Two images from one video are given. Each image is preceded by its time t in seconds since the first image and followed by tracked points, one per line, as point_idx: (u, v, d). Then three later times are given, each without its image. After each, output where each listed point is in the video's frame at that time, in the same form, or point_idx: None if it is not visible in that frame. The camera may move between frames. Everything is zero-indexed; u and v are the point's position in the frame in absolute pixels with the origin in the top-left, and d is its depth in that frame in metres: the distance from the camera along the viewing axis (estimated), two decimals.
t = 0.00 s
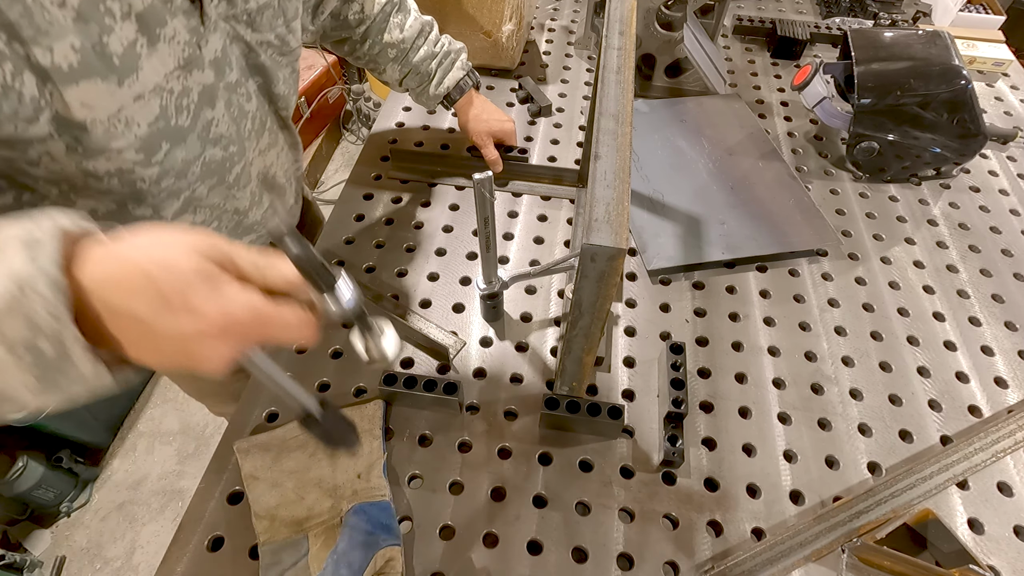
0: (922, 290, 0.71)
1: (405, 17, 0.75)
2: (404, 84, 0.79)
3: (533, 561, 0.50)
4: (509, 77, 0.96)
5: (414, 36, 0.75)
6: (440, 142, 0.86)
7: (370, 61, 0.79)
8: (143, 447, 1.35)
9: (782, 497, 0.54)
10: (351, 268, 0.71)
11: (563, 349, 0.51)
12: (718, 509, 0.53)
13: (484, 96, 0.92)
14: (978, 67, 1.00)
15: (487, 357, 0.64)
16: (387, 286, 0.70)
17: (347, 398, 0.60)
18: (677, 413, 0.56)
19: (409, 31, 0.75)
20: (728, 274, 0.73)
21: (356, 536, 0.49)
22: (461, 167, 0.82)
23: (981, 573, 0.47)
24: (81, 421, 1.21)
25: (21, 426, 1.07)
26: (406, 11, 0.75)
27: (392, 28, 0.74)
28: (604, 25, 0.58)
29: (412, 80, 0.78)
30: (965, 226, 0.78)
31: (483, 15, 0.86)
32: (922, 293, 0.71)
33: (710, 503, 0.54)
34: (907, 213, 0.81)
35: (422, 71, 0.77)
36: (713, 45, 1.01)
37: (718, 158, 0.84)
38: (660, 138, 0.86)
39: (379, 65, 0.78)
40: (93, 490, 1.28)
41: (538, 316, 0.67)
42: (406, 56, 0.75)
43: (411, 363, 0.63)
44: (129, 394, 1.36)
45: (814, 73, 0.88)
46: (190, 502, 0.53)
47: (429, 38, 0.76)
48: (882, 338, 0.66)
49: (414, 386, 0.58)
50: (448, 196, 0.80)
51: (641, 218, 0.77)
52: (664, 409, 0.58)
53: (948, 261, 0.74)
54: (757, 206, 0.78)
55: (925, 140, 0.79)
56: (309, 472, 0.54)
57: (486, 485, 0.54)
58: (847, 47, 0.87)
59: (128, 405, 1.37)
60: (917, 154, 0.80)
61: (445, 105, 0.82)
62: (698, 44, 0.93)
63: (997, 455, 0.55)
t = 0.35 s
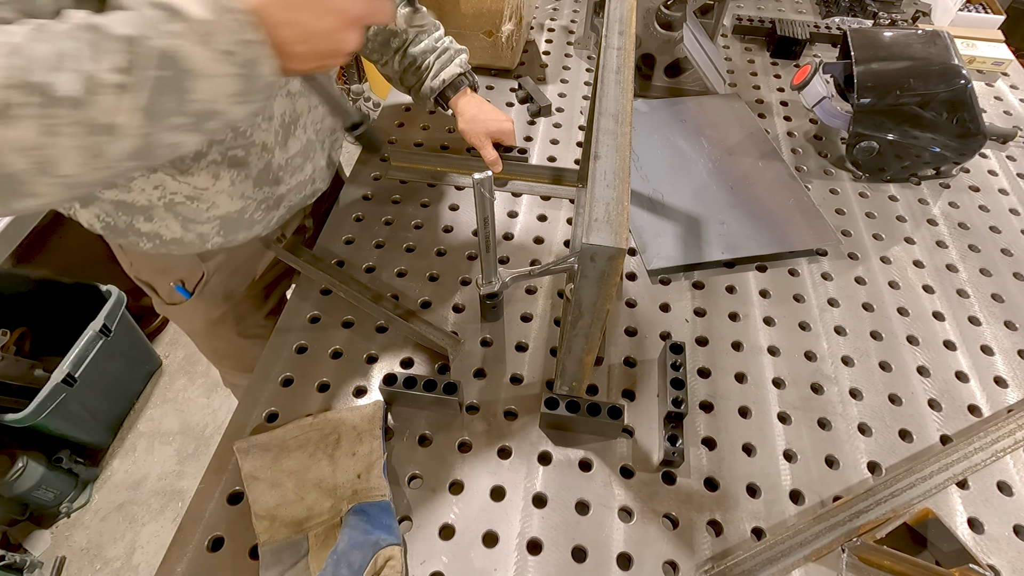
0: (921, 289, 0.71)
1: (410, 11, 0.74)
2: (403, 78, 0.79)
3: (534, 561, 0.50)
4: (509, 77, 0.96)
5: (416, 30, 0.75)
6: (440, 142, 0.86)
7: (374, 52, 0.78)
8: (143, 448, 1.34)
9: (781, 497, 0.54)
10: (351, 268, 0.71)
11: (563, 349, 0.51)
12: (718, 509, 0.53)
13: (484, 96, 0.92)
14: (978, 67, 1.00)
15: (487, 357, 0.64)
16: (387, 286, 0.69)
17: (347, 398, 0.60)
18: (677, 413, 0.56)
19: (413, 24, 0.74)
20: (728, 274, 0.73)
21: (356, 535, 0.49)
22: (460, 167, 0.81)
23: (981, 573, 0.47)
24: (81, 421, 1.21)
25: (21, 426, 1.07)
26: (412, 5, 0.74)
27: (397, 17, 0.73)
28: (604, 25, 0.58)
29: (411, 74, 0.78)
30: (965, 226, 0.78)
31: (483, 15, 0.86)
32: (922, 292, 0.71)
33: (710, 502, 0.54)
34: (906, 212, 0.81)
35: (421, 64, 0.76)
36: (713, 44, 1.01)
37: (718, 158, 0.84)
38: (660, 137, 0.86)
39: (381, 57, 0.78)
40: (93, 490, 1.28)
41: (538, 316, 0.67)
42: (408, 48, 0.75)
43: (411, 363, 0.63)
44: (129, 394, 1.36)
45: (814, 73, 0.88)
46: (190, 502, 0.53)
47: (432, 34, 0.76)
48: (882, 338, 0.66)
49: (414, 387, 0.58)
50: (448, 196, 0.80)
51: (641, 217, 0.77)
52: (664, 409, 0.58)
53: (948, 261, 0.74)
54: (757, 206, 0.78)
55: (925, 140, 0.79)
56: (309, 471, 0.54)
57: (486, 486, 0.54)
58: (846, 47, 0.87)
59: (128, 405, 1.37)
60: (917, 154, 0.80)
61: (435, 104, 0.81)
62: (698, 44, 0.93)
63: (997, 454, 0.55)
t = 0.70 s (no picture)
0: (921, 289, 0.71)
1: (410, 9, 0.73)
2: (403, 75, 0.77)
3: (534, 561, 0.50)
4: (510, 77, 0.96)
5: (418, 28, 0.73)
6: (440, 143, 0.86)
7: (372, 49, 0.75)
8: (143, 447, 1.34)
9: (781, 497, 0.54)
10: (351, 267, 0.71)
11: (563, 349, 0.51)
12: (718, 509, 0.53)
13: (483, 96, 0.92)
14: (977, 67, 1.00)
15: (487, 357, 0.64)
16: (387, 286, 0.69)
17: (347, 398, 0.60)
18: (677, 413, 0.56)
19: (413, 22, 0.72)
20: (728, 274, 0.73)
21: (355, 535, 0.49)
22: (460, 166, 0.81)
23: (980, 573, 0.47)
24: (81, 420, 1.20)
25: (21, 425, 1.06)
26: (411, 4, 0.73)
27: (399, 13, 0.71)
28: (604, 25, 0.58)
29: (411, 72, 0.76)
30: (965, 226, 0.78)
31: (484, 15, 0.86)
32: (922, 293, 0.71)
33: (710, 502, 0.54)
34: (906, 212, 0.81)
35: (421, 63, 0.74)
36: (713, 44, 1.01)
37: (717, 158, 0.84)
38: (660, 137, 0.86)
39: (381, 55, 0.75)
40: (93, 490, 1.28)
41: (538, 316, 0.67)
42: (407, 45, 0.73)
43: (411, 363, 0.63)
44: (129, 393, 1.36)
45: (814, 73, 0.88)
46: (190, 501, 0.53)
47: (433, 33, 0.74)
48: (882, 338, 0.66)
49: (414, 387, 0.58)
50: (448, 196, 0.80)
51: (641, 217, 0.77)
52: (664, 409, 0.58)
53: (948, 261, 0.74)
54: (757, 206, 0.78)
55: (925, 139, 0.79)
56: (309, 472, 0.54)
57: (486, 486, 0.54)
58: (846, 47, 0.87)
59: (128, 404, 1.37)
60: (917, 154, 0.80)
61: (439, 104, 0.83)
62: (698, 44, 0.93)
63: (997, 454, 0.55)
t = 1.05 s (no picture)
0: (921, 289, 0.71)
1: (410, 9, 0.72)
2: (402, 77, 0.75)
3: (533, 561, 0.50)
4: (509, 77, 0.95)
5: (415, 28, 0.71)
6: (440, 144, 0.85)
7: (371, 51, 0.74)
8: (143, 448, 1.34)
9: (781, 497, 0.54)
10: (351, 268, 0.71)
11: (563, 349, 0.51)
12: (718, 508, 0.53)
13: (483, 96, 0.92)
14: (977, 67, 1.00)
15: (487, 357, 0.64)
16: (387, 286, 0.69)
17: (347, 398, 0.60)
18: (677, 413, 0.56)
19: (412, 23, 0.71)
20: (728, 274, 0.73)
21: (355, 535, 0.49)
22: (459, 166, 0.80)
23: (981, 572, 0.47)
24: (81, 421, 1.20)
25: (21, 426, 1.06)
26: (411, 5, 0.72)
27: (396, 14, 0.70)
28: (604, 25, 0.58)
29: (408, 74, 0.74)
30: (965, 225, 0.78)
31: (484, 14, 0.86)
32: (922, 292, 0.71)
33: (710, 502, 0.54)
34: (906, 212, 0.81)
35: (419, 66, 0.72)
36: (713, 44, 1.01)
37: (717, 158, 0.84)
38: (660, 137, 0.86)
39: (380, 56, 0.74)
40: (93, 490, 1.28)
41: (538, 316, 0.67)
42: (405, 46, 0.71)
43: (411, 363, 0.63)
44: (129, 394, 1.36)
45: (814, 73, 0.88)
46: (191, 501, 0.53)
47: (432, 35, 0.73)
48: (881, 337, 0.66)
49: (413, 387, 0.57)
50: (447, 197, 0.80)
51: (641, 217, 0.77)
52: (664, 409, 0.58)
53: (948, 260, 0.74)
54: (757, 206, 0.78)
55: (925, 139, 0.79)
56: (308, 471, 0.54)
57: (486, 486, 0.54)
58: (846, 47, 0.87)
59: (128, 404, 1.37)
60: (916, 154, 0.80)
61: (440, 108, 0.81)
62: (698, 44, 0.93)
63: (997, 454, 0.55)
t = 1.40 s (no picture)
0: (921, 289, 0.71)
1: (408, 10, 0.72)
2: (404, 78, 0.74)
3: (533, 561, 0.50)
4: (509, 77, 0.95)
5: (415, 28, 0.71)
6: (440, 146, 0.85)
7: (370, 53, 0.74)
8: (143, 447, 1.34)
9: (781, 497, 0.54)
10: (351, 268, 0.71)
11: (563, 349, 0.51)
12: (718, 508, 0.53)
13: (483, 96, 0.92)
14: (977, 67, 1.00)
15: (487, 357, 0.64)
16: (387, 286, 0.69)
17: (347, 398, 0.60)
18: (677, 413, 0.56)
19: (411, 23, 0.71)
20: (728, 274, 0.73)
21: (355, 535, 0.49)
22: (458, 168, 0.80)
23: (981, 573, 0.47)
24: (81, 420, 1.20)
25: (21, 426, 1.06)
26: (409, 6, 0.73)
27: (394, 15, 0.70)
28: (605, 25, 0.58)
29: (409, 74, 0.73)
30: (965, 226, 0.78)
31: (484, 14, 0.86)
32: (922, 292, 0.71)
33: (709, 502, 0.54)
34: (906, 212, 0.81)
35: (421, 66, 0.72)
36: (713, 44, 1.01)
37: (717, 158, 0.84)
38: (660, 137, 0.86)
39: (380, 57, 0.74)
40: (93, 490, 1.28)
41: (538, 315, 0.67)
42: (404, 46, 0.71)
43: (411, 363, 0.63)
44: (129, 394, 1.36)
45: (814, 73, 0.88)
46: (191, 501, 0.53)
47: (431, 34, 0.73)
48: (881, 338, 0.66)
49: (413, 386, 0.57)
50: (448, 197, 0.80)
51: (641, 217, 0.77)
52: (664, 409, 0.59)
53: (948, 261, 0.74)
54: (757, 206, 0.78)
55: (925, 139, 0.79)
56: (308, 471, 0.54)
57: (486, 486, 0.54)
58: (846, 47, 0.87)
59: (128, 404, 1.37)
60: (916, 154, 0.80)
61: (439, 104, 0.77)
62: (698, 44, 0.93)
63: (997, 454, 0.55)
